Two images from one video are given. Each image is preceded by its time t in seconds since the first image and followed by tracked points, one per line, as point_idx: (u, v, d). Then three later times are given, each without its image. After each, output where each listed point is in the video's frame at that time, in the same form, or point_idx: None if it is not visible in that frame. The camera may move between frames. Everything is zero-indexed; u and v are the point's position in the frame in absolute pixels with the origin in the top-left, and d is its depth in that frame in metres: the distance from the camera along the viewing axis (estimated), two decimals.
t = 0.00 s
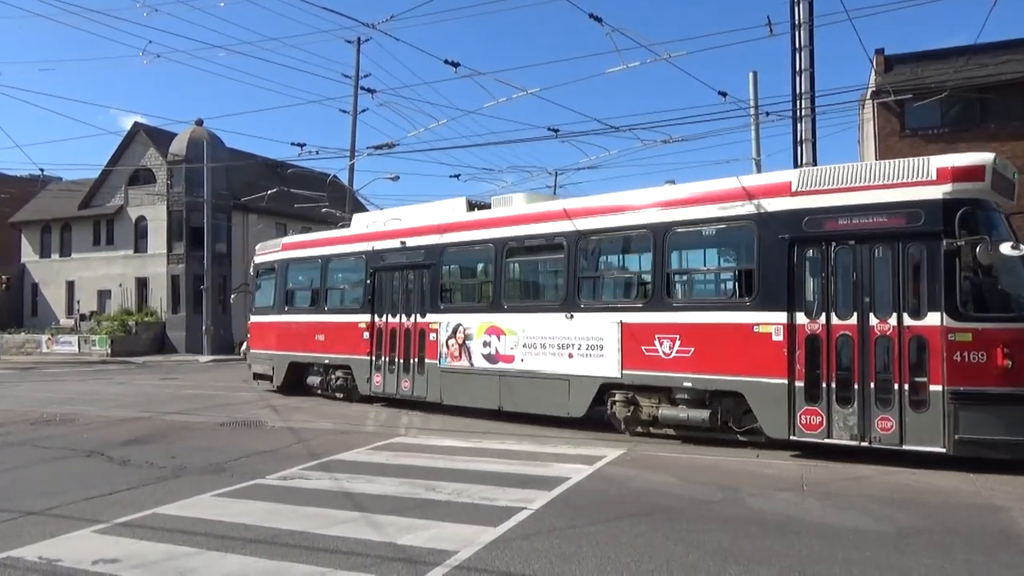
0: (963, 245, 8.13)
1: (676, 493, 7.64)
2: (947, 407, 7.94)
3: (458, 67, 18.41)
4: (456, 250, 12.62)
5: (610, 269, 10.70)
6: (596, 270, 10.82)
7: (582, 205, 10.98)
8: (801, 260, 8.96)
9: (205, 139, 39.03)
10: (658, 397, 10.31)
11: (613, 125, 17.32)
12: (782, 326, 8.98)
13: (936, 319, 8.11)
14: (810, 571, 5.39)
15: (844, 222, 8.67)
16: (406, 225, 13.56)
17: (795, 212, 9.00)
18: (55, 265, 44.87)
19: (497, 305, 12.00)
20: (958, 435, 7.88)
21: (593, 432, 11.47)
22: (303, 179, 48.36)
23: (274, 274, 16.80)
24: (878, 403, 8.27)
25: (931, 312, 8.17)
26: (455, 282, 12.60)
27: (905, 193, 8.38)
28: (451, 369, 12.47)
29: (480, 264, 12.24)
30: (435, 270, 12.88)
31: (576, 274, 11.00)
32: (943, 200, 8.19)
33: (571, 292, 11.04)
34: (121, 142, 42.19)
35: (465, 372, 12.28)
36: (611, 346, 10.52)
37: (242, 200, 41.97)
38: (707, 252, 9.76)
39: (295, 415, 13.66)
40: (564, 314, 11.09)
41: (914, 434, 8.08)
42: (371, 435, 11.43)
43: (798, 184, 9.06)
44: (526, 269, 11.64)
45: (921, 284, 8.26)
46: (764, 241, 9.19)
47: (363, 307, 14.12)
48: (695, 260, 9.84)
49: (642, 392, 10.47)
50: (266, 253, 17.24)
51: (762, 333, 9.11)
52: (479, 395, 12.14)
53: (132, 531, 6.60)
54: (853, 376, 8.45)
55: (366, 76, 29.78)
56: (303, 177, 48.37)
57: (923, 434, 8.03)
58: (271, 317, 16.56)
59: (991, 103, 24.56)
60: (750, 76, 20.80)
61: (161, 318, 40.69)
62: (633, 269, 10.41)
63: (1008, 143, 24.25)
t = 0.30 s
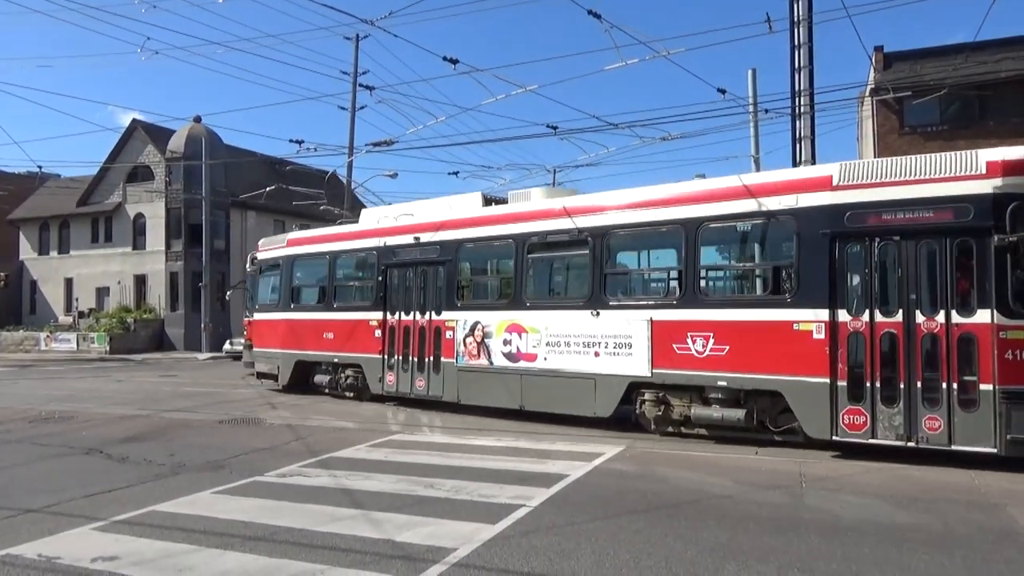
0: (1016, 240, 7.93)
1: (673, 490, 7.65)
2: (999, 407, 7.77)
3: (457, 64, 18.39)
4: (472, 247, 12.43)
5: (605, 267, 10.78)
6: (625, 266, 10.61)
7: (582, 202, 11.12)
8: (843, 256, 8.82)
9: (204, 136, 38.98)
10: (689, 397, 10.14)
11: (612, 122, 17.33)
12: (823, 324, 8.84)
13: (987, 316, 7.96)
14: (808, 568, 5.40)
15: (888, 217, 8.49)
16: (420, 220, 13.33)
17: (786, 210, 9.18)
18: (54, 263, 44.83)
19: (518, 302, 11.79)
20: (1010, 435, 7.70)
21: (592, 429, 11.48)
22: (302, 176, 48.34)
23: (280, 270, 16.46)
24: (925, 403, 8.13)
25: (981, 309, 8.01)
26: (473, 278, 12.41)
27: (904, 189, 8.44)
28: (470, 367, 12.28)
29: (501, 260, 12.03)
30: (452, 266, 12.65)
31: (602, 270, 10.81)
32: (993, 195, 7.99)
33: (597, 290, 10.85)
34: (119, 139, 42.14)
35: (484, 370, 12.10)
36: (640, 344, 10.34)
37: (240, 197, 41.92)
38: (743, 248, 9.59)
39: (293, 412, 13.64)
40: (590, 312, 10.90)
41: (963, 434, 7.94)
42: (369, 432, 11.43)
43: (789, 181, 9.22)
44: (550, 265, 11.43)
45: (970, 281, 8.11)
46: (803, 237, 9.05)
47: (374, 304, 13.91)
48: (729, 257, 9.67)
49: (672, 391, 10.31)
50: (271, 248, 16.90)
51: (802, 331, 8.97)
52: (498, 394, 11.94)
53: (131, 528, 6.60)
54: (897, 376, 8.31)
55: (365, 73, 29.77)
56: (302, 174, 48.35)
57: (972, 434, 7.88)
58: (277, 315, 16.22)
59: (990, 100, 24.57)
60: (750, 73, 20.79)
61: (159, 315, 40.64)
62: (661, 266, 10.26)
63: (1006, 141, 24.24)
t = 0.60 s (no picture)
0: None
1: (671, 486, 7.66)
2: None
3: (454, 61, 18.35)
4: (491, 242, 12.15)
5: (596, 265, 10.98)
6: (654, 261, 10.37)
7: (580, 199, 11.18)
8: (886, 249, 8.62)
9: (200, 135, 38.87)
10: (722, 395, 9.93)
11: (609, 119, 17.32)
12: (866, 319, 8.63)
13: None
14: (807, 563, 5.41)
15: (933, 209, 8.29)
16: (434, 215, 13.01)
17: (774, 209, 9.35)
18: (50, 262, 44.72)
19: (541, 298, 11.48)
20: None
21: (590, 425, 11.49)
22: (299, 174, 48.29)
23: (284, 269, 15.98)
24: (974, 400, 7.95)
25: None
26: (491, 274, 12.13)
27: (890, 186, 8.60)
28: (489, 366, 12.00)
29: (522, 256, 11.75)
30: (469, 262, 12.34)
31: (630, 266, 10.56)
32: None
33: (625, 285, 10.60)
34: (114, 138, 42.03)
35: (504, 369, 11.80)
36: (671, 341, 10.11)
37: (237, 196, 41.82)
38: (781, 242, 9.35)
39: (291, 411, 13.63)
40: (616, 308, 10.65)
41: (1014, 431, 7.79)
42: (367, 430, 11.42)
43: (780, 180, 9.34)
44: (574, 261, 11.16)
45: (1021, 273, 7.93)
46: (844, 230, 8.84)
47: (386, 301, 13.53)
48: (764, 251, 9.46)
49: (704, 388, 10.08)
50: (273, 244, 16.37)
51: (844, 326, 8.76)
52: (520, 393, 11.67)
53: (129, 527, 6.60)
54: (945, 372, 8.12)
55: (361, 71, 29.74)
56: (299, 172, 48.30)
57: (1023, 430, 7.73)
58: (282, 313, 15.73)
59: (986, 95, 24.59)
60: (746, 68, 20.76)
61: (156, 314, 40.56)
62: (678, 262, 10.19)
63: (1003, 135, 24.23)
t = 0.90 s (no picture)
0: None
1: (669, 483, 7.67)
2: None
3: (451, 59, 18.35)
4: (511, 238, 11.83)
5: (589, 262, 11.03)
6: (683, 257, 10.11)
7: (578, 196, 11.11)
8: (930, 244, 8.38)
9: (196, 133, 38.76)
10: (756, 395, 9.66)
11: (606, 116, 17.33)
12: (910, 316, 8.38)
13: None
14: (804, 559, 5.43)
15: (980, 203, 8.06)
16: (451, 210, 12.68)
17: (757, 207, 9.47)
18: (47, 261, 44.62)
19: (564, 295, 11.18)
20: None
21: (587, 423, 11.50)
22: (296, 172, 48.26)
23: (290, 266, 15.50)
24: None
25: None
26: (511, 271, 11.82)
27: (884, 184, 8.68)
28: (509, 365, 11.71)
29: (543, 252, 11.48)
30: (488, 258, 12.02)
31: (659, 262, 10.28)
32: None
33: (653, 282, 10.32)
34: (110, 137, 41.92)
35: (525, 367, 11.53)
36: (704, 338, 9.82)
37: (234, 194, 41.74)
38: (819, 237, 9.10)
39: (289, 409, 13.61)
40: (645, 305, 10.38)
41: None
42: (365, 429, 11.41)
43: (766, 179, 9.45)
44: (599, 258, 10.88)
45: None
46: (886, 225, 8.58)
47: (399, 299, 13.19)
48: (802, 246, 9.19)
49: (737, 388, 9.80)
50: (278, 241, 15.88)
51: (887, 323, 8.51)
52: (543, 393, 11.38)
53: (127, 526, 6.60)
54: (992, 370, 7.92)
55: (357, 68, 29.68)
56: (296, 170, 48.27)
57: None
58: (288, 311, 15.35)
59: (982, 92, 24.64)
60: (743, 66, 20.76)
61: (153, 312, 40.46)
62: (674, 260, 10.18)
63: (1000, 132, 24.28)
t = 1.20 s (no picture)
0: None
1: (666, 481, 7.68)
2: None
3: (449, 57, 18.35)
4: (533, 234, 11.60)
5: (606, 259, 10.88)
6: (714, 254, 9.88)
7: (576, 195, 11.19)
8: (976, 240, 8.27)
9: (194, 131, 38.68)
10: (792, 394, 9.47)
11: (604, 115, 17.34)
12: (956, 313, 8.25)
13: None
14: (801, 556, 5.43)
15: None
16: (468, 205, 12.43)
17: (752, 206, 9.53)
18: (44, 260, 44.54)
19: (589, 293, 10.97)
20: None
21: (584, 421, 11.52)
22: (294, 170, 48.23)
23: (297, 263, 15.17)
24: None
25: None
26: (533, 268, 11.60)
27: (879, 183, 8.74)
28: (530, 364, 11.49)
29: (566, 249, 11.26)
30: (509, 255, 11.80)
31: (688, 258, 10.07)
32: None
33: (682, 279, 10.11)
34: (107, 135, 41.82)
35: (548, 367, 11.31)
36: (737, 336, 9.63)
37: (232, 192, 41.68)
38: (857, 233, 8.92)
39: (286, 408, 13.60)
40: (675, 303, 10.16)
41: None
42: (363, 427, 11.41)
43: (761, 176, 9.53)
44: (623, 255, 10.69)
45: None
46: (930, 220, 8.43)
47: (413, 297, 12.94)
48: (842, 241, 9.02)
49: (772, 388, 9.62)
50: (285, 238, 15.52)
51: (932, 320, 8.36)
52: (567, 393, 11.14)
53: (125, 524, 6.60)
54: None
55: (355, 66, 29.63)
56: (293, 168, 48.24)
57: None
58: (296, 309, 15.04)
59: (980, 91, 24.66)
60: (742, 64, 20.78)
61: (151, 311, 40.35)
62: (679, 260, 10.14)
63: (996, 130, 24.32)
